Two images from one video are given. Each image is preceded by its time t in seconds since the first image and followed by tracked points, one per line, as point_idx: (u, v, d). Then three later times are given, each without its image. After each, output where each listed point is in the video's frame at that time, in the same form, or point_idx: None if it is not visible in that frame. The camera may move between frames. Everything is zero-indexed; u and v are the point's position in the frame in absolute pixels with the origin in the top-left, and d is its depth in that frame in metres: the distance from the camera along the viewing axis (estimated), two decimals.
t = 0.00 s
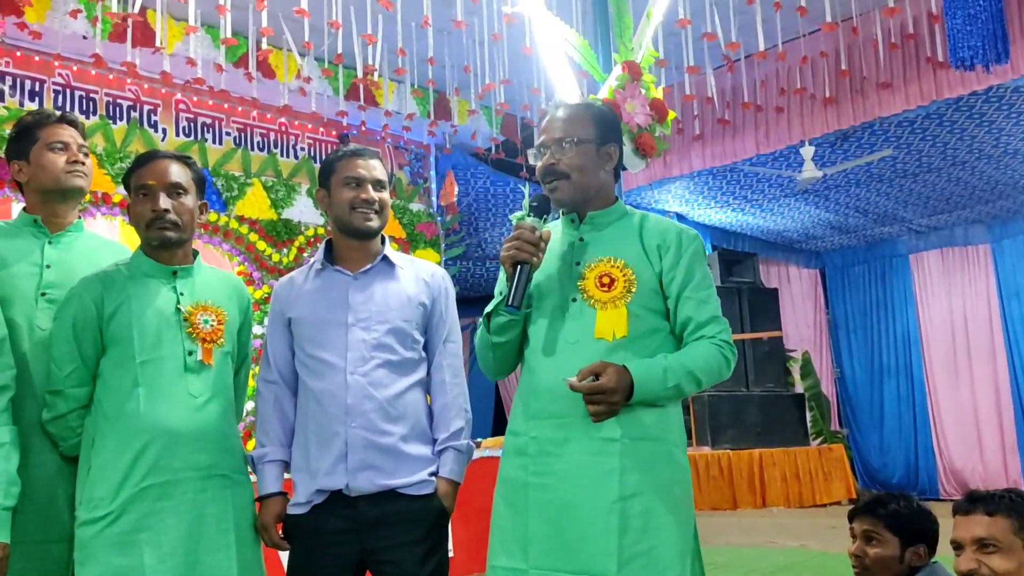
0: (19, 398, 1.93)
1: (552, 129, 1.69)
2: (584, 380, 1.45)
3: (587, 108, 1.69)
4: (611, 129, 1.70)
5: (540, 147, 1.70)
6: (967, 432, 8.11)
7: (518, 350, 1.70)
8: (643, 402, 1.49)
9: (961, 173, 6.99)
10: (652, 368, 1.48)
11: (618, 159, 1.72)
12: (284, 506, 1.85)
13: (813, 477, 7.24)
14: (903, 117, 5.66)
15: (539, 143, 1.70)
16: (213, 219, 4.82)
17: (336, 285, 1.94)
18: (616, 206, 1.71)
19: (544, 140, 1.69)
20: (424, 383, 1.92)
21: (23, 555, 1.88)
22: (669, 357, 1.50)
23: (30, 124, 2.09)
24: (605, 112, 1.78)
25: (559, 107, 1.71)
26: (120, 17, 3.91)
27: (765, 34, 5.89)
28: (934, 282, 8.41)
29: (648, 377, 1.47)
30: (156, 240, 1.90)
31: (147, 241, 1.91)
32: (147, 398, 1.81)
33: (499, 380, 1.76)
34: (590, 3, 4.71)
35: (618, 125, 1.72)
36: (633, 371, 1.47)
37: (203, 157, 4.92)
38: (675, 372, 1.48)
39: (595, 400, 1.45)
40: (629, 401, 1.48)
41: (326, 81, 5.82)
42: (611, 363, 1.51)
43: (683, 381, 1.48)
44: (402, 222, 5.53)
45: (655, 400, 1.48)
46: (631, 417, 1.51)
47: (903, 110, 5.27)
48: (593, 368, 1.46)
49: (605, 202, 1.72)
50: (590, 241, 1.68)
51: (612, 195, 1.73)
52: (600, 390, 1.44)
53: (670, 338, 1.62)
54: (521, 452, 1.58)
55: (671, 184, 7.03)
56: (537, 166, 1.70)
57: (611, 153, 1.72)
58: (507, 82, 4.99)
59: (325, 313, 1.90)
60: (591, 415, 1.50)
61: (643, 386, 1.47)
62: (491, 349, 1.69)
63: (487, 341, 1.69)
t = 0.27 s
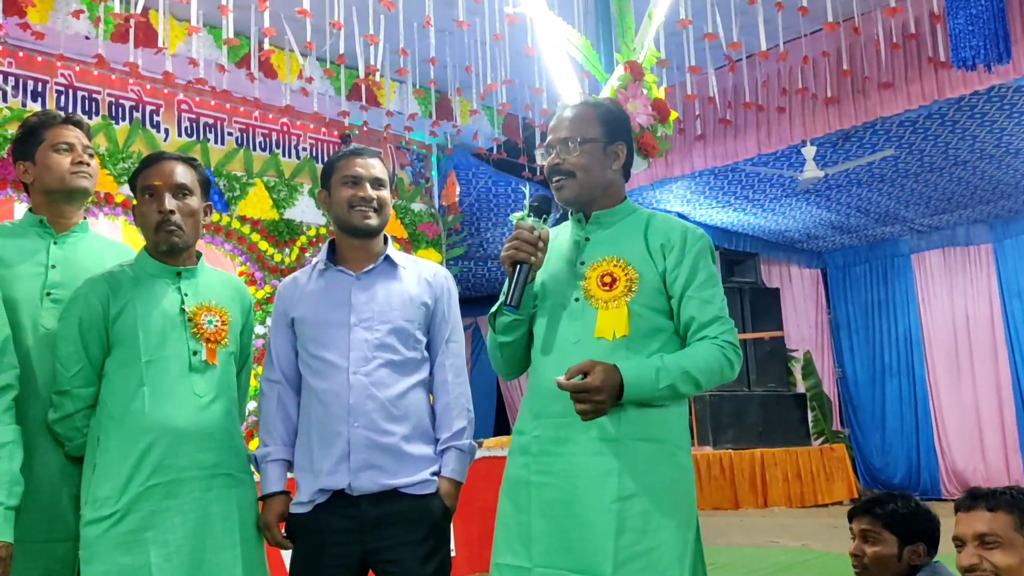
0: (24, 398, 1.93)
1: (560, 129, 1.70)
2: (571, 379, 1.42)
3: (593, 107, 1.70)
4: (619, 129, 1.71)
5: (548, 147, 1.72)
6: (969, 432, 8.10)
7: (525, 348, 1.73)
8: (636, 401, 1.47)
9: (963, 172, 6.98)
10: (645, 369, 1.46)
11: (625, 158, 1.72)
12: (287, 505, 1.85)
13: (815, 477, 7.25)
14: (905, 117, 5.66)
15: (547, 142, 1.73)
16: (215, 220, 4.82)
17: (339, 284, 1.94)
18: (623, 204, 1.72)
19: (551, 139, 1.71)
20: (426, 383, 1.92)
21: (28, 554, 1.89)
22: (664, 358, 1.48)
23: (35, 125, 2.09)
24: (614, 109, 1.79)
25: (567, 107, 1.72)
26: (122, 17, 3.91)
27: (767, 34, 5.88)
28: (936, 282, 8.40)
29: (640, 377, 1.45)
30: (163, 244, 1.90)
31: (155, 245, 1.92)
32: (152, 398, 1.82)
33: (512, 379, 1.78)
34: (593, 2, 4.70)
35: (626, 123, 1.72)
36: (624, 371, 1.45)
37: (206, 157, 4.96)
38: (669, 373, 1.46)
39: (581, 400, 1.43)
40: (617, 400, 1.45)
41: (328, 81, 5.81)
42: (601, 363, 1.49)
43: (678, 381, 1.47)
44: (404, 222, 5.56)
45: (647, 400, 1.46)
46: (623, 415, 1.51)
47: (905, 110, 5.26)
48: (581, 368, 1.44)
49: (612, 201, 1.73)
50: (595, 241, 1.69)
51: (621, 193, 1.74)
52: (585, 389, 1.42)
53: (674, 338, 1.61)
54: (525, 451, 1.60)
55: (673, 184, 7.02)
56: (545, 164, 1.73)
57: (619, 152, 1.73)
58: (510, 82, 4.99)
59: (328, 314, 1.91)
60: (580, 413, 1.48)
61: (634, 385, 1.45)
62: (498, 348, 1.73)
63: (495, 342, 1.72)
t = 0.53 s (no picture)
0: (25, 399, 1.93)
1: (559, 132, 1.69)
2: (561, 368, 1.42)
3: (592, 108, 1.69)
4: (619, 130, 1.69)
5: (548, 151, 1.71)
6: (971, 432, 8.09)
7: (528, 350, 1.75)
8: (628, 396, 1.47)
9: (965, 172, 6.97)
10: (636, 364, 1.46)
11: (626, 159, 1.70)
12: (287, 506, 1.85)
13: (816, 477, 7.24)
14: (906, 117, 5.65)
15: (547, 146, 1.72)
16: (216, 220, 4.82)
17: (339, 286, 1.94)
18: (625, 205, 1.72)
19: (551, 143, 1.70)
20: (426, 383, 1.92)
21: (27, 555, 1.89)
22: (657, 354, 1.48)
23: (34, 127, 2.10)
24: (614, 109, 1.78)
25: (566, 110, 1.72)
26: (122, 18, 3.92)
27: (768, 34, 5.88)
28: (938, 281, 8.39)
29: (631, 370, 1.45)
30: (162, 242, 1.90)
31: (152, 244, 1.92)
32: (151, 399, 1.82)
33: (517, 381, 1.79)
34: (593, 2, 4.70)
35: (626, 123, 1.71)
36: (616, 364, 1.45)
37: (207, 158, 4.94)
38: (661, 368, 1.46)
39: (570, 389, 1.43)
40: (606, 391, 1.44)
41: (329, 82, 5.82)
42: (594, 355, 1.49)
43: (671, 376, 1.46)
44: (406, 222, 5.56)
45: (638, 395, 1.46)
46: (620, 411, 1.51)
47: (907, 110, 5.25)
48: (572, 358, 1.44)
49: (614, 202, 1.72)
50: (597, 242, 1.69)
51: (623, 194, 1.73)
52: (574, 378, 1.41)
53: (674, 338, 1.60)
54: (525, 451, 1.60)
55: (674, 184, 7.01)
56: (545, 168, 1.72)
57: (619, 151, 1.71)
58: (510, 83, 4.98)
59: (327, 315, 1.91)
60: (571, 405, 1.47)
61: (625, 378, 1.44)
62: (501, 350, 1.75)
63: (497, 344, 1.74)
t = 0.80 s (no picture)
0: (27, 401, 1.93)
1: (556, 136, 1.69)
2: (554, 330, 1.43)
3: (588, 110, 1.68)
4: (616, 132, 1.69)
5: (545, 155, 1.71)
6: (974, 432, 8.08)
7: (528, 351, 1.73)
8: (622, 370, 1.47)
9: (967, 172, 6.97)
10: (631, 337, 1.46)
11: (624, 161, 1.71)
12: (287, 506, 1.85)
13: (818, 477, 7.24)
14: (908, 117, 5.65)
15: (544, 151, 1.71)
16: (218, 220, 4.83)
17: (340, 287, 1.94)
18: (624, 207, 1.71)
19: (548, 148, 1.69)
20: (427, 383, 1.92)
21: (28, 555, 1.89)
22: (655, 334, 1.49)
23: (35, 128, 2.10)
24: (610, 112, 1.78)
25: (563, 112, 1.72)
26: (124, 19, 3.92)
27: (769, 34, 5.87)
28: (940, 281, 8.38)
29: (625, 341, 1.45)
30: (160, 242, 1.91)
31: (151, 243, 1.92)
32: (152, 399, 1.82)
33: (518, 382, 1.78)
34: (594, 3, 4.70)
35: (623, 126, 1.71)
36: (610, 335, 1.45)
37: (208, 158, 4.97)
38: (656, 347, 1.46)
39: (563, 350, 1.43)
40: (598, 361, 1.44)
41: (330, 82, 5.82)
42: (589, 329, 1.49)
43: (666, 358, 1.46)
44: (407, 222, 5.58)
45: (632, 371, 1.45)
46: (630, 399, 1.52)
47: (908, 110, 5.25)
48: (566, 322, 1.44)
49: (614, 204, 1.72)
50: (596, 242, 1.68)
51: (622, 195, 1.73)
52: (565, 338, 1.41)
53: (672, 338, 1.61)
54: (525, 452, 1.59)
55: (676, 184, 7.01)
56: (542, 172, 1.72)
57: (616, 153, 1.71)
58: (512, 83, 4.98)
59: (328, 315, 1.91)
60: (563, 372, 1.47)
61: (618, 348, 1.44)
62: (501, 352, 1.74)
63: (498, 346, 1.72)
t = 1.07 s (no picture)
0: (29, 400, 1.93)
1: (551, 132, 1.70)
2: (563, 350, 1.44)
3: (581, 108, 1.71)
4: (607, 127, 1.71)
5: (541, 151, 1.72)
6: (975, 432, 8.08)
7: (526, 352, 1.75)
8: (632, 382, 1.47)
9: (968, 172, 6.97)
10: (641, 350, 1.47)
11: (618, 157, 1.72)
12: (289, 506, 1.85)
13: (820, 477, 7.23)
14: (910, 117, 5.65)
15: (539, 148, 1.73)
16: (220, 220, 4.83)
17: (341, 286, 1.95)
18: (620, 205, 1.72)
19: (542, 144, 1.71)
20: (430, 383, 1.92)
21: (31, 555, 1.89)
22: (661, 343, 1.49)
23: (39, 128, 2.11)
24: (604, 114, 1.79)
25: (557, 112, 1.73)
26: (127, 18, 3.93)
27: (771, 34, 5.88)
28: (942, 281, 8.38)
29: (634, 355, 1.46)
30: (159, 242, 1.91)
31: (152, 243, 1.93)
32: (155, 398, 1.82)
33: (515, 383, 1.79)
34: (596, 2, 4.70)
35: (615, 125, 1.73)
36: (620, 349, 1.46)
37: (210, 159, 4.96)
38: (665, 356, 1.47)
39: (573, 370, 1.43)
40: (611, 376, 1.45)
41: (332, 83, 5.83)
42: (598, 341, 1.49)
43: (675, 366, 1.47)
44: (409, 222, 5.59)
45: (643, 381, 1.46)
46: (631, 404, 1.52)
47: (910, 110, 5.26)
48: (574, 341, 1.45)
49: (609, 202, 1.72)
50: (593, 242, 1.68)
51: (616, 194, 1.73)
52: (574, 359, 1.42)
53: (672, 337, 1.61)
54: (523, 453, 1.59)
55: (677, 184, 7.01)
56: (539, 169, 1.73)
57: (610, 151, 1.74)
58: (514, 83, 4.99)
59: (330, 315, 1.91)
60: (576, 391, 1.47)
61: (629, 363, 1.45)
62: (499, 353, 1.75)
63: (495, 347, 1.74)
